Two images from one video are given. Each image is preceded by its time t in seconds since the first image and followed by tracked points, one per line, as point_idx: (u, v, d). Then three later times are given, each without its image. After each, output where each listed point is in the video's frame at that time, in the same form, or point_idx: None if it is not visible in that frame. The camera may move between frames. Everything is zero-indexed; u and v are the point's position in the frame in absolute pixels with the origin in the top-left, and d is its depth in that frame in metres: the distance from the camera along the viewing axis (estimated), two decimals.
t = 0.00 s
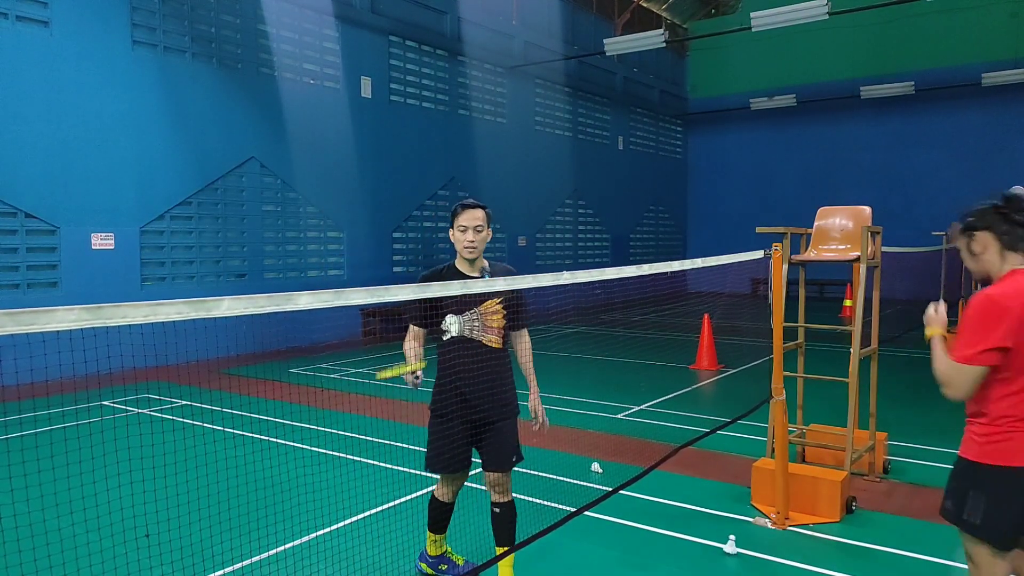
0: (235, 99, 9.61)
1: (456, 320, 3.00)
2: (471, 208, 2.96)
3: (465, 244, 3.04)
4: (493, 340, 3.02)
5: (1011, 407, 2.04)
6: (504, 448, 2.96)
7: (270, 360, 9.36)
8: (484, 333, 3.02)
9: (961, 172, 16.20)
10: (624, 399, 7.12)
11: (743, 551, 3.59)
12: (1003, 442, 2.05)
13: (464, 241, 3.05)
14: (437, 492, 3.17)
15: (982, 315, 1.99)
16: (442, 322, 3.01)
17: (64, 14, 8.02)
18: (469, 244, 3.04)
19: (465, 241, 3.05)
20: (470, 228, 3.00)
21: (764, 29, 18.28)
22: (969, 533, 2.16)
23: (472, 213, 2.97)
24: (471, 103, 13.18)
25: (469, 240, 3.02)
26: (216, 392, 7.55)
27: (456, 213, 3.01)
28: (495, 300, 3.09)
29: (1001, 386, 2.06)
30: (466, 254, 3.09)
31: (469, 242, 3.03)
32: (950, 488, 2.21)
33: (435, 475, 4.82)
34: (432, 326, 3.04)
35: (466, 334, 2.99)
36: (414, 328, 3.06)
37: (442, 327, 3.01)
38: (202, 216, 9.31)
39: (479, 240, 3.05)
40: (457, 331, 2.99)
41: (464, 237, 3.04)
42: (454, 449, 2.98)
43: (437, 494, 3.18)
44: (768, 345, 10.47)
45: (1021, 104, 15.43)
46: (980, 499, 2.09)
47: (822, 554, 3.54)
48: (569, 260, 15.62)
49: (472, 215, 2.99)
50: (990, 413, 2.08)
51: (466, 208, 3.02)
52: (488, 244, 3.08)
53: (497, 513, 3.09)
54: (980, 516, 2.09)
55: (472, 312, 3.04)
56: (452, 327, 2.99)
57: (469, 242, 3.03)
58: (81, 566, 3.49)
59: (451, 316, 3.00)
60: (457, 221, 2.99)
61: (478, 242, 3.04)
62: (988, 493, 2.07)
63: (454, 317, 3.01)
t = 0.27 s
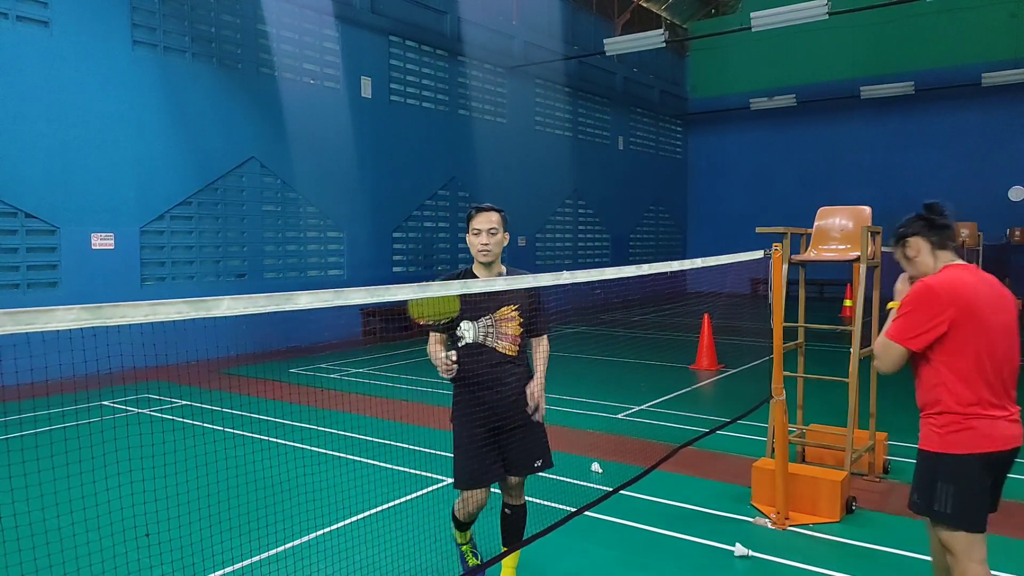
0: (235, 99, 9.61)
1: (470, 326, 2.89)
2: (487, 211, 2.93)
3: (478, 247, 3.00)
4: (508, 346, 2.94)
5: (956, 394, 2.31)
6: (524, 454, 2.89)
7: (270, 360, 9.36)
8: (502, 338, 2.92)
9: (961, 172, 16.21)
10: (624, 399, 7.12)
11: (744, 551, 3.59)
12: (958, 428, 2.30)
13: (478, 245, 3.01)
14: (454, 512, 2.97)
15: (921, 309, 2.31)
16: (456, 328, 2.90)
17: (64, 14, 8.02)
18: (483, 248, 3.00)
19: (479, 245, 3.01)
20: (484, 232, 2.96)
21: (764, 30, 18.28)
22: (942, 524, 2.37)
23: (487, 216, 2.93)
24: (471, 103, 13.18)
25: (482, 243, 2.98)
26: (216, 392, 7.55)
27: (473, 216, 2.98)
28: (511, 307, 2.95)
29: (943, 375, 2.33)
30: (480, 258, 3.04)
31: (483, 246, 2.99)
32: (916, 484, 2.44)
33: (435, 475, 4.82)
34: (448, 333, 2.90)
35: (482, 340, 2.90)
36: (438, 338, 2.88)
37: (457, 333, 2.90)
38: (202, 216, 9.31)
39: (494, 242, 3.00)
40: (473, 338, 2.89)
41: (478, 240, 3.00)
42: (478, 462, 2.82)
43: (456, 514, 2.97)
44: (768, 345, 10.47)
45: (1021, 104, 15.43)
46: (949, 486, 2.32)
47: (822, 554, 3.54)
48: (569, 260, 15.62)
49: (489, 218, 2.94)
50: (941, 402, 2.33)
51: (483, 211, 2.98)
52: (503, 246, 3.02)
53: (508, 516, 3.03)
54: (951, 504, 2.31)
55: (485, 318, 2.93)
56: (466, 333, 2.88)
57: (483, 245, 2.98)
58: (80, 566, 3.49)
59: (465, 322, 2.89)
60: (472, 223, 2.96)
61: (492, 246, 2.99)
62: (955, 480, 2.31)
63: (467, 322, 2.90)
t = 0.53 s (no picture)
0: (234, 99, 9.61)
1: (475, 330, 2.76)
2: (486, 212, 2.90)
3: (482, 245, 3.00)
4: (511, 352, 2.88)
5: (938, 382, 2.47)
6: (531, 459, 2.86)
7: (270, 360, 9.36)
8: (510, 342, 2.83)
9: (960, 172, 16.21)
10: (624, 399, 7.12)
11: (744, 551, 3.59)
12: (949, 414, 2.45)
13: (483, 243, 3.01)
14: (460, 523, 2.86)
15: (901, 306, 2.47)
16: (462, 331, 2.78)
17: (64, 14, 8.02)
18: (487, 247, 3.00)
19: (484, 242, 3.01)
20: (488, 230, 2.95)
21: (764, 30, 18.28)
22: (938, 509, 2.47)
23: (491, 215, 2.91)
24: (471, 103, 13.18)
25: (486, 242, 2.98)
26: (217, 392, 7.55)
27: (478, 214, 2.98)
28: (513, 308, 2.97)
29: (924, 366, 2.49)
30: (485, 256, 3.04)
31: (487, 244, 2.99)
32: (909, 474, 2.52)
33: (435, 475, 4.82)
34: (457, 333, 2.88)
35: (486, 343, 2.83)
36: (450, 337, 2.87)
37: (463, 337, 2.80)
38: (202, 216, 9.31)
39: (498, 241, 2.99)
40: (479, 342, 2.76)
41: (483, 237, 3.00)
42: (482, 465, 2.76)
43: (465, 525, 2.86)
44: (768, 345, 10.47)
45: (1020, 104, 15.43)
46: (949, 470, 2.43)
47: (822, 554, 3.54)
48: (569, 260, 15.63)
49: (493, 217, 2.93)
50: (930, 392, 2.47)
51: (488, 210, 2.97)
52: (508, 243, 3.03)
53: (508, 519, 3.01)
54: (953, 486, 2.43)
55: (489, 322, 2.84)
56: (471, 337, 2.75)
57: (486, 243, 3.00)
58: (81, 567, 3.49)
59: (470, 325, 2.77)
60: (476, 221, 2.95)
61: (496, 246, 2.98)
62: (955, 463, 2.43)
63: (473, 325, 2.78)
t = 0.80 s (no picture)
0: (234, 99, 9.61)
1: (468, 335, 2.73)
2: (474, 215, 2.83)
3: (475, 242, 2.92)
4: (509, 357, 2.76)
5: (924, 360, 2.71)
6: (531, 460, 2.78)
7: (270, 360, 9.36)
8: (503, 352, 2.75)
9: (960, 171, 16.21)
10: (624, 399, 7.12)
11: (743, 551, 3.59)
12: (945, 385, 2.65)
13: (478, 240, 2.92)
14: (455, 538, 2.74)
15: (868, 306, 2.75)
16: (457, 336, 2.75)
17: (64, 13, 8.02)
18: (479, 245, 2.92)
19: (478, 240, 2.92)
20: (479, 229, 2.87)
21: (764, 30, 18.28)
22: (962, 479, 2.55)
23: (482, 215, 2.82)
24: (471, 103, 13.18)
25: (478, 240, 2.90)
26: (217, 392, 7.55)
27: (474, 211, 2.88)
28: (513, 312, 2.83)
29: (907, 347, 2.71)
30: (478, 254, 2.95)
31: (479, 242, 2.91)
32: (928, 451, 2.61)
33: (435, 475, 4.82)
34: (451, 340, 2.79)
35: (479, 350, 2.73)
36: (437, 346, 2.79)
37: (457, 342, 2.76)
38: (202, 216, 9.31)
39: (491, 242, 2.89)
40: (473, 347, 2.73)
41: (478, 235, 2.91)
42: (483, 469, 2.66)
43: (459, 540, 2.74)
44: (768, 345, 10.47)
45: (1020, 104, 15.44)
46: (963, 436, 2.56)
47: (822, 554, 3.54)
48: (569, 260, 15.62)
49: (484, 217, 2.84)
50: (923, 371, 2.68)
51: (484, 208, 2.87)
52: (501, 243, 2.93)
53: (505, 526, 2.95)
54: (969, 450, 2.55)
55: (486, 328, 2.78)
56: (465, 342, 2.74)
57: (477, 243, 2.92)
58: (81, 566, 3.49)
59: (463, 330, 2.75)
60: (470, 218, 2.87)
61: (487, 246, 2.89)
62: (966, 428, 2.57)
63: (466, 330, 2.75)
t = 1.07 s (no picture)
0: (234, 99, 9.61)
1: (455, 336, 2.64)
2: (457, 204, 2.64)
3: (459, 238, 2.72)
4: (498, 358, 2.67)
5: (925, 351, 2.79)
6: (520, 467, 2.72)
7: (269, 360, 9.36)
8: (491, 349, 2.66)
9: (961, 171, 16.21)
10: (624, 398, 7.13)
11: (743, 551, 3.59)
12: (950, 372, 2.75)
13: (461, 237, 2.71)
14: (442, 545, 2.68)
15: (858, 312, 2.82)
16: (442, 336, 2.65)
17: (64, 13, 8.02)
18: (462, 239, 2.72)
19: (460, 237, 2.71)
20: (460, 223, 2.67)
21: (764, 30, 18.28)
22: (986, 456, 2.59)
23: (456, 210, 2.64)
24: (471, 103, 13.18)
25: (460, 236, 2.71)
26: (217, 392, 7.55)
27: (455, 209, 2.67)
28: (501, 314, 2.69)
29: (906, 344, 2.79)
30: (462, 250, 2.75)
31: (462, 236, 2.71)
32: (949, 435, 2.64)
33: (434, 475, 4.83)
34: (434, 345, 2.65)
35: (465, 352, 2.63)
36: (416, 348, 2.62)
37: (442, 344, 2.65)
38: (202, 216, 9.31)
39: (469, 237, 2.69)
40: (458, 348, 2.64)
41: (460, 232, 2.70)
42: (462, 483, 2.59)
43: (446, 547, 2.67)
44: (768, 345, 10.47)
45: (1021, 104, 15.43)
46: (980, 417, 2.62)
47: (822, 554, 3.54)
48: (569, 260, 15.63)
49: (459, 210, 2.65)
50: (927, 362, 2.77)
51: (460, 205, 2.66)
52: (486, 241, 2.69)
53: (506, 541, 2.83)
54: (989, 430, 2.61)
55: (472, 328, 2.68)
56: (452, 344, 2.63)
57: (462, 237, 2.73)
58: (81, 566, 3.49)
59: (449, 331, 2.65)
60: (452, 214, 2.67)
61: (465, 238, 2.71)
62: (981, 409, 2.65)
63: (452, 332, 2.65)
